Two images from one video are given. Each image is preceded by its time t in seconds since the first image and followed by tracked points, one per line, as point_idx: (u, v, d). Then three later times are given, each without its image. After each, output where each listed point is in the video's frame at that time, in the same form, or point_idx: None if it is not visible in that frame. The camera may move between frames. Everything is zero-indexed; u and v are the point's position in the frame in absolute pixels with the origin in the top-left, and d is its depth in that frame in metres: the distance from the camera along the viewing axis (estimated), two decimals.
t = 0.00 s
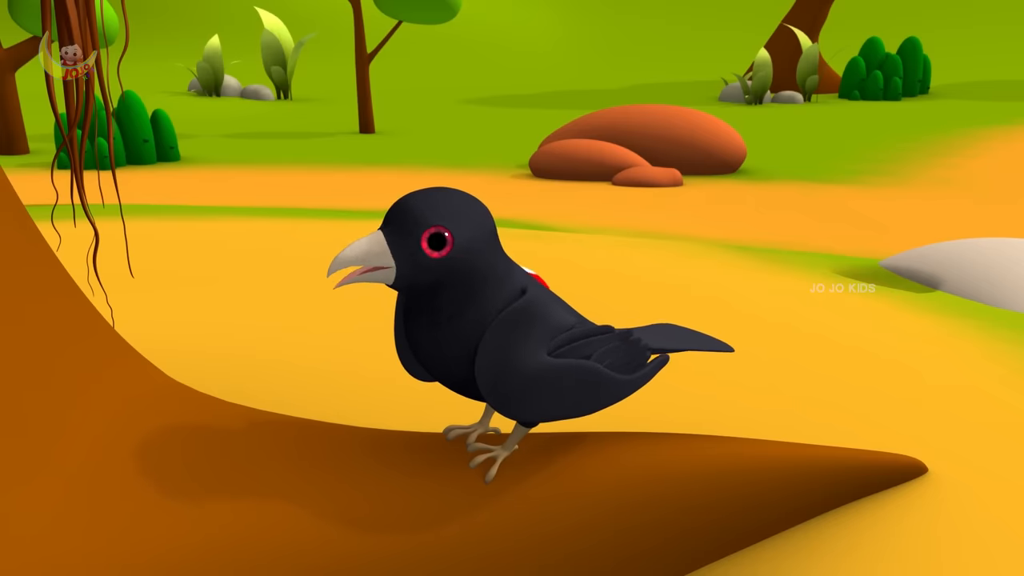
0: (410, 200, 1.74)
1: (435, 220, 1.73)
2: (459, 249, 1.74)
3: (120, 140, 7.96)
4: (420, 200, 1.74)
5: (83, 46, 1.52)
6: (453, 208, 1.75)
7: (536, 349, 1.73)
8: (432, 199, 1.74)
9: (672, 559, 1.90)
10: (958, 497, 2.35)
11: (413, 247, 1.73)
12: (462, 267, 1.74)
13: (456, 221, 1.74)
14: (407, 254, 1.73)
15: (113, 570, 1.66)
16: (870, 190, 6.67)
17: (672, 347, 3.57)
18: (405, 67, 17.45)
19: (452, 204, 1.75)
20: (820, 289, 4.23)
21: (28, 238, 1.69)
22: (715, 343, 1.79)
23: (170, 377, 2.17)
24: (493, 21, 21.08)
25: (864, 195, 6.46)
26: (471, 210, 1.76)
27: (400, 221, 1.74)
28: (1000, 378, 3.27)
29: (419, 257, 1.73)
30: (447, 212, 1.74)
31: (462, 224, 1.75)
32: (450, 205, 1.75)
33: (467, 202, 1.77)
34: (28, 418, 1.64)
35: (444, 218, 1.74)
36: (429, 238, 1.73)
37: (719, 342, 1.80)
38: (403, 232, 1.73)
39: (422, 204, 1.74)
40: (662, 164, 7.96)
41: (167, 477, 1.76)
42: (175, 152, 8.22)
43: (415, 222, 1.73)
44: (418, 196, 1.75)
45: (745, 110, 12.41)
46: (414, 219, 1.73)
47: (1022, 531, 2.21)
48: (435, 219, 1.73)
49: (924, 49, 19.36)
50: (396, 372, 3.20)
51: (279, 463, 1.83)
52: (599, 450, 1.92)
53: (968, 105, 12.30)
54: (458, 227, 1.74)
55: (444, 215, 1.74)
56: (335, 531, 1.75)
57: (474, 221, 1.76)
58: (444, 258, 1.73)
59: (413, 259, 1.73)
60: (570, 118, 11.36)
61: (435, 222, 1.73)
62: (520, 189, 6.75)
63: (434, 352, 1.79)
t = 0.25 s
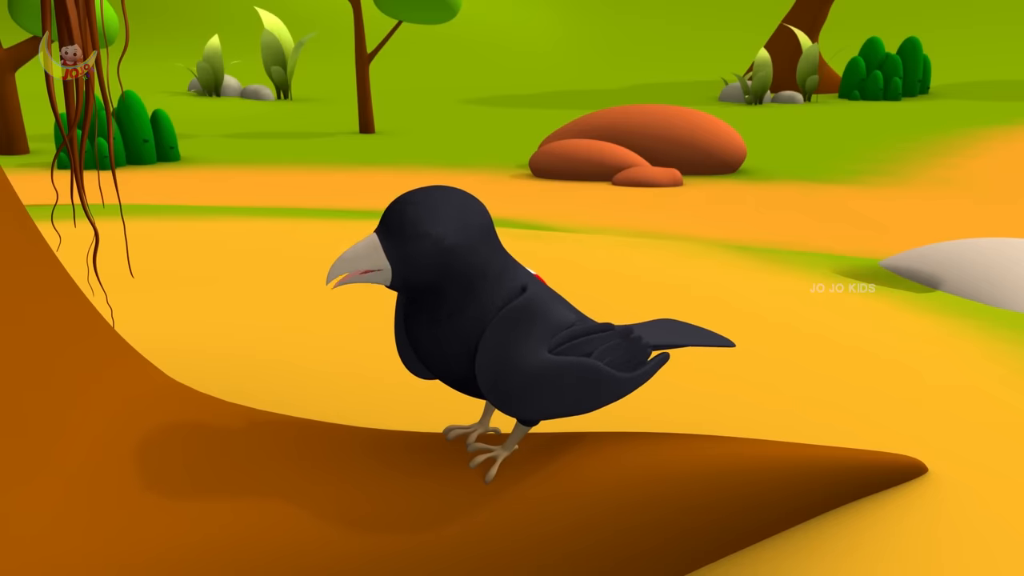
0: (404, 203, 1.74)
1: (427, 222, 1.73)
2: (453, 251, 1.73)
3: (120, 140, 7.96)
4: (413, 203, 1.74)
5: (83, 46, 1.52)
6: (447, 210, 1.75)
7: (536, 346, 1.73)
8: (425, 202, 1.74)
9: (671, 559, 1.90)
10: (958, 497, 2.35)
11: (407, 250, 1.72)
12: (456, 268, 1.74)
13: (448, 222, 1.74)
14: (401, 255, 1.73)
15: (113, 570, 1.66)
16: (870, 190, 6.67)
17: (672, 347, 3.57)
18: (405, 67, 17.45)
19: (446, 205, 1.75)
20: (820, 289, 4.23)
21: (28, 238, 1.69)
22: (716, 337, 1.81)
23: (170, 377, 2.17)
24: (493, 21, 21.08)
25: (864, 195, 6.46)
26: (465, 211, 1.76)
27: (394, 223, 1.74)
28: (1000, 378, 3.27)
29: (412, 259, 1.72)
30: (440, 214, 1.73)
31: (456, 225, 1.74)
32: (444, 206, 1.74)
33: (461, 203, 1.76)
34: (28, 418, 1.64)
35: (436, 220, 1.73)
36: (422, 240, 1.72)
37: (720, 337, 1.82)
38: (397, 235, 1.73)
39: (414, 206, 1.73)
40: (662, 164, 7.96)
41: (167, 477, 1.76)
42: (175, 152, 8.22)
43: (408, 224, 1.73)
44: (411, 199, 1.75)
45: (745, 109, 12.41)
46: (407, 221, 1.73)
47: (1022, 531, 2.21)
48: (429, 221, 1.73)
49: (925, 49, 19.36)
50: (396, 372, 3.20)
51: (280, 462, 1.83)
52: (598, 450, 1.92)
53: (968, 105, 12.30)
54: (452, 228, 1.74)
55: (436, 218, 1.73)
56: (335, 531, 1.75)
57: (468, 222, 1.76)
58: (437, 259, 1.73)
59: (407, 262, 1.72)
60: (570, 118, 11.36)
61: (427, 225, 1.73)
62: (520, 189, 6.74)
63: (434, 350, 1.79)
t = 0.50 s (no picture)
0: (397, 212, 1.74)
1: (420, 231, 1.72)
2: (447, 258, 1.73)
3: (120, 140, 7.96)
4: (406, 211, 1.73)
5: (83, 46, 1.52)
6: (440, 217, 1.74)
7: (536, 349, 1.73)
8: (418, 210, 1.74)
9: (672, 559, 1.90)
10: (958, 497, 2.36)
11: (401, 259, 1.72)
12: (452, 274, 1.74)
13: (441, 229, 1.73)
14: (395, 265, 1.73)
15: (115, 570, 1.66)
16: (870, 190, 6.67)
17: (672, 347, 3.57)
18: (406, 67, 17.44)
19: (439, 212, 1.74)
20: (820, 289, 4.23)
21: (28, 237, 1.69)
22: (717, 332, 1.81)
23: (171, 377, 2.17)
24: (493, 21, 21.08)
25: (864, 195, 6.45)
26: (459, 218, 1.75)
27: (387, 233, 1.74)
28: (1000, 378, 3.27)
29: (407, 268, 1.72)
30: (433, 222, 1.73)
31: (449, 232, 1.74)
32: (437, 214, 1.74)
33: (455, 209, 1.76)
34: (29, 417, 1.64)
35: (429, 228, 1.73)
36: (415, 249, 1.72)
37: (721, 331, 1.81)
38: (390, 244, 1.73)
39: (407, 215, 1.73)
40: (662, 164, 7.96)
41: (168, 477, 1.76)
42: (175, 152, 8.22)
43: (401, 234, 1.72)
44: (405, 207, 1.74)
45: (745, 110, 12.41)
46: (400, 231, 1.72)
47: (1022, 531, 2.21)
48: (424, 228, 1.73)
49: (924, 49, 19.36)
50: (396, 372, 3.19)
51: (280, 462, 1.83)
52: (599, 450, 1.92)
53: (968, 105, 12.30)
54: (446, 235, 1.74)
55: (429, 226, 1.73)
56: (335, 531, 1.75)
57: (463, 229, 1.75)
58: (432, 267, 1.73)
59: (402, 271, 1.73)
60: (570, 118, 11.36)
61: (419, 234, 1.72)
62: (520, 189, 6.74)
63: (434, 356, 1.80)
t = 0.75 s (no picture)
0: (403, 202, 1.75)
1: (427, 221, 1.73)
2: (452, 250, 1.73)
3: (120, 140, 7.96)
4: (414, 201, 1.74)
5: (83, 46, 1.52)
6: (447, 209, 1.75)
7: (536, 347, 1.73)
8: (427, 200, 1.74)
9: (671, 559, 1.90)
10: (958, 497, 2.36)
11: (406, 248, 1.73)
12: (455, 267, 1.74)
13: (447, 220, 1.74)
14: (401, 254, 1.73)
15: (114, 570, 1.66)
16: (870, 190, 6.67)
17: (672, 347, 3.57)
18: (406, 67, 17.44)
19: (447, 203, 1.75)
20: (820, 289, 4.23)
21: (28, 237, 1.69)
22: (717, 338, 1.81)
23: (171, 377, 2.17)
24: (493, 21, 21.07)
25: (864, 195, 6.45)
26: (466, 211, 1.76)
27: (395, 222, 1.74)
28: (1001, 378, 3.27)
29: (412, 257, 1.73)
30: (440, 213, 1.73)
31: (455, 224, 1.74)
32: (444, 206, 1.74)
33: (463, 202, 1.76)
34: (29, 417, 1.64)
35: (435, 219, 1.73)
36: (421, 238, 1.73)
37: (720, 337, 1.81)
38: (397, 232, 1.74)
39: (415, 205, 1.74)
40: (662, 164, 7.96)
41: (168, 477, 1.76)
42: (175, 152, 8.22)
43: (409, 223, 1.73)
44: (414, 196, 1.75)
45: (745, 110, 12.41)
46: (407, 220, 1.73)
47: (1022, 530, 2.21)
48: (429, 219, 1.73)
49: (924, 49, 19.36)
50: (395, 372, 3.19)
51: (280, 462, 1.83)
52: (599, 450, 1.92)
53: (968, 105, 12.30)
54: (452, 227, 1.74)
55: (436, 216, 1.73)
56: (335, 531, 1.75)
57: (468, 222, 1.76)
58: (437, 258, 1.73)
59: (407, 260, 1.73)
60: (570, 118, 11.36)
61: (426, 223, 1.73)
62: (520, 189, 6.74)
63: (434, 350, 1.79)
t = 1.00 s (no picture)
0: (405, 201, 1.75)
1: (427, 220, 1.73)
2: (451, 249, 1.74)
3: (120, 140, 7.95)
4: (415, 199, 1.74)
5: (83, 46, 1.52)
6: (449, 209, 1.75)
7: (536, 347, 1.73)
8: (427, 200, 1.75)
9: (670, 560, 1.90)
10: (958, 497, 2.36)
11: (405, 247, 1.73)
12: (455, 266, 1.74)
13: (447, 220, 1.74)
14: (400, 253, 1.73)
15: (115, 570, 1.66)
16: (871, 190, 6.67)
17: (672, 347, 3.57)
18: (406, 67, 17.44)
19: (448, 203, 1.75)
20: (820, 289, 4.23)
21: (28, 239, 1.69)
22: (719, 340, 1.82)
23: (171, 378, 2.18)
24: (494, 21, 21.06)
25: (864, 195, 6.45)
26: (467, 210, 1.76)
27: (395, 221, 1.74)
28: (1001, 378, 3.27)
29: (411, 256, 1.73)
30: (441, 212, 1.74)
31: (456, 224, 1.75)
32: (446, 205, 1.75)
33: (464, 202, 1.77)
34: (29, 417, 1.64)
35: (436, 218, 1.73)
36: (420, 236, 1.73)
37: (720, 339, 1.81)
38: (397, 231, 1.74)
39: (416, 204, 1.74)
40: (662, 164, 7.96)
41: (169, 477, 1.76)
42: (175, 152, 8.22)
43: (409, 221, 1.73)
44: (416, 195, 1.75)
45: (745, 110, 12.41)
46: (407, 218, 1.73)
47: (1022, 530, 2.21)
48: (429, 219, 1.73)
49: (924, 49, 19.36)
50: (395, 372, 3.19)
51: (279, 462, 1.83)
52: (599, 450, 1.92)
53: (968, 105, 12.30)
54: (452, 227, 1.74)
55: (437, 216, 1.74)
56: (335, 531, 1.75)
57: (469, 222, 1.76)
58: (436, 258, 1.73)
59: (406, 259, 1.73)
60: (570, 118, 11.36)
61: (427, 222, 1.73)
62: (520, 189, 6.74)
63: (435, 350, 1.79)
